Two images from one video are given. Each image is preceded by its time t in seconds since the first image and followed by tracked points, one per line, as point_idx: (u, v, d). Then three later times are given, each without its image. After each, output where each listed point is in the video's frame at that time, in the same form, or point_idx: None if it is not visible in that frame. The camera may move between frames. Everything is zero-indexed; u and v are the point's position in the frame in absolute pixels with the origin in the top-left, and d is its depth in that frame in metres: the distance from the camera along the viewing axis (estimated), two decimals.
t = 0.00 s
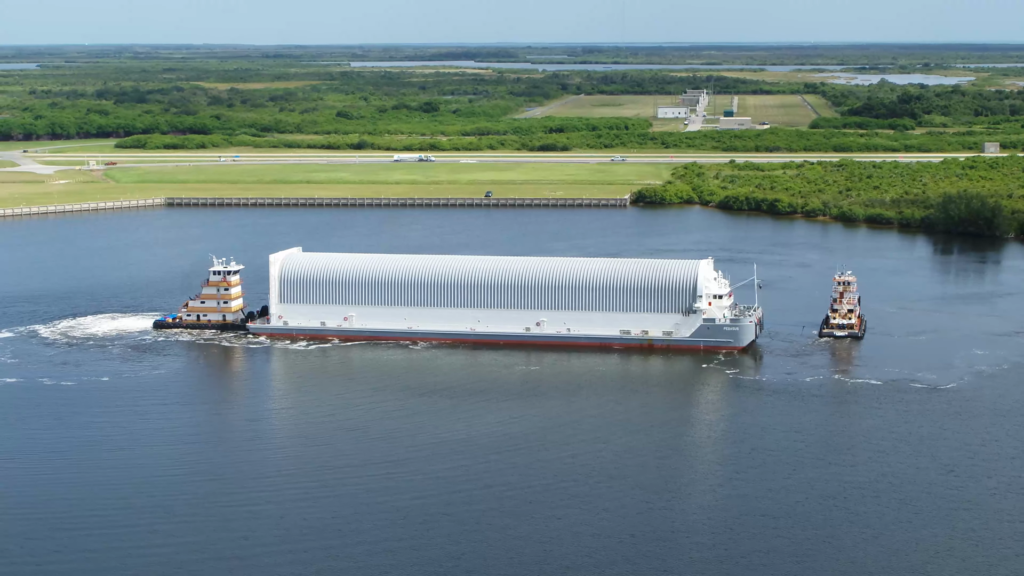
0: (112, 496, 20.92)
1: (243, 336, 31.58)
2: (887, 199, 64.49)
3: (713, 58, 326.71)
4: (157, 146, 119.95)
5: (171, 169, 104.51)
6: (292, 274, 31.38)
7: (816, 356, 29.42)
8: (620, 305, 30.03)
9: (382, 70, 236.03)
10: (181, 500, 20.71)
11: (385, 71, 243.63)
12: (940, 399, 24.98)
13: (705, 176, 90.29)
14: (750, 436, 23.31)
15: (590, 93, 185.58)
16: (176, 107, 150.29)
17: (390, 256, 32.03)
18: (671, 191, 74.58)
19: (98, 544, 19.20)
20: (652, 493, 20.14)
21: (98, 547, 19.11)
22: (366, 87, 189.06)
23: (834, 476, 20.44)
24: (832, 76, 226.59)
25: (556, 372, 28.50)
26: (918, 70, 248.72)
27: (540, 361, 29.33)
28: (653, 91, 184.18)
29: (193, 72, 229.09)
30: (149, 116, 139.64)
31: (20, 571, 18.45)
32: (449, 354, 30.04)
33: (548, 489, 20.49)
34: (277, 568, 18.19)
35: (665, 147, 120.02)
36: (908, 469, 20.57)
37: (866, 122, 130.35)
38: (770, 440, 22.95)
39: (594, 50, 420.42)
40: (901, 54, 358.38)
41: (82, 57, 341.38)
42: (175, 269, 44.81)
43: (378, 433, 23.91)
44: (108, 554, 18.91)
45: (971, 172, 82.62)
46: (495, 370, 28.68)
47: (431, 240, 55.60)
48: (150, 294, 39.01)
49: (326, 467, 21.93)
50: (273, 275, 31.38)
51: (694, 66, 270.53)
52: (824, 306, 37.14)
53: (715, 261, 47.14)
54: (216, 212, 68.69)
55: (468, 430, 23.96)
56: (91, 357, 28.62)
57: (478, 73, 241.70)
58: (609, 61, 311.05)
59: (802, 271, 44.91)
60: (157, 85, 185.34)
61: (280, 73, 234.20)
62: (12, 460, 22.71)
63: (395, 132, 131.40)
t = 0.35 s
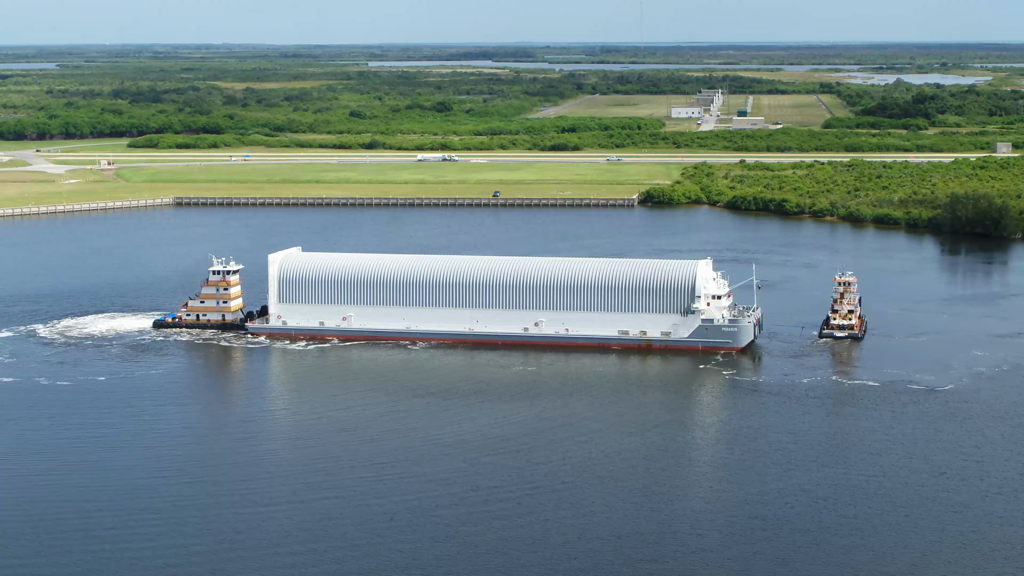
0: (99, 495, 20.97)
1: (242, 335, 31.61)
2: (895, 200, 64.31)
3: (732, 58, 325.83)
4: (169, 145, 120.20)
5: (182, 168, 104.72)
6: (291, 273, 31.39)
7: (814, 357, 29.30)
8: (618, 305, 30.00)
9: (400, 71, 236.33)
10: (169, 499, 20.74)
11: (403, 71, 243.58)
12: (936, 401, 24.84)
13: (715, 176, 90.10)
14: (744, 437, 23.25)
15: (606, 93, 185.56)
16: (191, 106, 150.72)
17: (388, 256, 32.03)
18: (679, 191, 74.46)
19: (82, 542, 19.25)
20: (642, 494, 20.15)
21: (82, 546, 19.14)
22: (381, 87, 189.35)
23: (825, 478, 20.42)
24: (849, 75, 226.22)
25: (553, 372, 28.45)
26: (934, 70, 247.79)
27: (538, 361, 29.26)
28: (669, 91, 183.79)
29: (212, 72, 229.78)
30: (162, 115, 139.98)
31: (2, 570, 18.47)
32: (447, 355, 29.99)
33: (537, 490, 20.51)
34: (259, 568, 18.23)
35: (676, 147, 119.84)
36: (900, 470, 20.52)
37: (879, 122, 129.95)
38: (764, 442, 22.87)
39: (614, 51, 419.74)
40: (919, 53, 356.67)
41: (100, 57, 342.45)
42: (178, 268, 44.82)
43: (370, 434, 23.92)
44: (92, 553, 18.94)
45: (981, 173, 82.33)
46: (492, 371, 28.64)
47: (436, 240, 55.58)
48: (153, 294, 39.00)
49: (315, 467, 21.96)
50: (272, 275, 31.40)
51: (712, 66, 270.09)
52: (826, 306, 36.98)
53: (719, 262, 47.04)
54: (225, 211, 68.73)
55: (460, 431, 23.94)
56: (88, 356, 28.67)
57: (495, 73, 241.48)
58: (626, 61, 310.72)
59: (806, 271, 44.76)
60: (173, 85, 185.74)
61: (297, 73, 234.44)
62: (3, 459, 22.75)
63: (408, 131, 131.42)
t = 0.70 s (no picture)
0: (87, 494, 20.97)
1: (242, 335, 31.61)
2: (904, 201, 64.14)
3: (749, 58, 324.85)
4: (181, 145, 120.38)
5: (194, 168, 104.89)
6: (290, 274, 31.39)
7: (814, 358, 29.17)
8: (617, 305, 29.92)
9: (417, 71, 236.31)
10: (157, 500, 20.74)
11: (420, 70, 243.49)
12: (935, 401, 24.73)
13: (725, 176, 89.89)
14: (739, 439, 23.16)
15: (622, 92, 185.25)
16: (205, 105, 151.01)
17: (388, 256, 31.99)
18: (688, 192, 74.31)
19: (69, 542, 19.25)
20: (632, 496, 20.15)
21: (69, 546, 19.15)
22: (397, 86, 189.44)
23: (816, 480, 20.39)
24: (866, 75, 225.28)
25: (551, 373, 28.37)
26: (952, 70, 246.58)
27: (537, 362, 29.20)
28: (685, 91, 183.37)
29: (230, 71, 230.12)
30: (176, 115, 140.27)
31: None
32: (446, 355, 29.94)
33: (527, 491, 20.51)
34: (244, 571, 18.24)
35: (688, 147, 119.59)
36: (893, 472, 20.46)
37: (893, 122, 129.47)
38: (759, 443, 22.80)
39: (632, 51, 419.46)
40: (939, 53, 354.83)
41: (119, 57, 343.71)
42: (183, 268, 44.85)
43: (362, 435, 23.89)
44: (78, 553, 18.95)
45: (992, 173, 82.00)
46: (490, 371, 28.58)
47: (443, 240, 55.54)
48: (156, 294, 39.03)
49: (305, 468, 21.95)
50: (271, 275, 31.39)
51: (728, 66, 269.35)
52: (829, 306, 36.82)
53: (724, 262, 46.88)
54: (234, 211, 68.79)
55: (455, 433, 23.91)
56: (86, 356, 28.70)
57: (512, 74, 241.23)
58: (643, 61, 310.02)
59: (812, 271, 44.61)
60: (190, 85, 186.12)
61: (314, 74, 234.79)
62: None
63: (420, 131, 131.39)
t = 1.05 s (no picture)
0: (76, 494, 20.95)
1: (241, 335, 31.58)
2: (912, 202, 63.88)
3: (767, 57, 323.72)
4: (194, 145, 120.56)
5: (206, 168, 105.01)
6: (289, 274, 31.35)
7: (814, 359, 29.03)
8: (616, 306, 29.81)
9: (435, 70, 236.21)
10: (145, 500, 20.72)
11: (438, 70, 243.50)
12: (932, 403, 24.61)
13: (736, 176, 89.60)
14: (734, 441, 23.06)
15: (638, 92, 184.84)
16: (220, 105, 151.28)
17: (387, 257, 31.91)
18: (697, 192, 74.10)
19: (56, 543, 19.26)
20: (622, 498, 20.17)
21: (56, 546, 19.16)
22: (413, 86, 189.42)
23: (808, 482, 20.42)
24: (884, 74, 224.23)
25: (548, 374, 28.28)
26: (971, 70, 245.20)
27: (535, 363, 29.13)
28: (700, 90, 182.90)
29: (248, 72, 230.53)
30: (190, 115, 140.51)
31: None
32: (445, 356, 29.89)
33: (516, 494, 20.53)
34: (229, 571, 18.26)
35: (701, 146, 119.29)
36: (884, 476, 20.46)
37: (908, 122, 128.93)
38: (754, 445, 22.72)
39: (650, 51, 418.62)
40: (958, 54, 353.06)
41: (138, 56, 345.25)
42: (187, 268, 44.86)
43: (356, 437, 23.83)
44: (63, 553, 18.95)
45: (1003, 173, 81.64)
46: (487, 372, 28.52)
47: (449, 240, 55.48)
48: (160, 293, 39.03)
49: (295, 469, 21.93)
50: (270, 275, 31.36)
51: (746, 66, 268.29)
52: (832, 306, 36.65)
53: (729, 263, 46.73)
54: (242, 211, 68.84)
55: (448, 434, 23.86)
56: (83, 356, 28.69)
57: (529, 72, 241.01)
58: (661, 60, 309.38)
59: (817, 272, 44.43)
60: (207, 85, 186.45)
61: (331, 72, 235.05)
62: None
63: (433, 131, 131.33)
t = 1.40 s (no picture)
0: (64, 495, 20.93)
1: (240, 336, 31.52)
2: (920, 202, 63.60)
3: (785, 57, 322.53)
4: (205, 144, 120.68)
5: (216, 168, 105.14)
6: (287, 274, 31.29)
7: (813, 360, 28.83)
8: (613, 307, 29.70)
9: (450, 70, 235.98)
10: (133, 502, 20.67)
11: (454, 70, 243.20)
12: (929, 405, 24.41)
13: (745, 176, 89.29)
14: (727, 444, 22.93)
15: (653, 91, 184.41)
16: (233, 104, 151.54)
17: (386, 257, 31.83)
18: (706, 191, 73.84)
19: (41, 543, 19.25)
20: (611, 501, 20.13)
21: (41, 546, 19.16)
22: (427, 85, 189.41)
23: (799, 486, 20.31)
24: (901, 74, 223.20)
25: (545, 374, 28.19)
26: (989, 69, 243.85)
27: (532, 363, 29.02)
28: (714, 90, 182.41)
29: (264, 72, 230.79)
30: (203, 114, 140.68)
31: None
32: (442, 356, 29.81)
33: (505, 497, 20.44)
34: (214, 572, 18.27)
35: (713, 146, 118.93)
36: (878, 479, 20.33)
37: (921, 122, 128.37)
38: (748, 448, 22.60)
39: (666, 51, 417.54)
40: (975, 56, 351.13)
41: (157, 56, 346.60)
42: (189, 267, 44.81)
43: (349, 438, 23.77)
44: (47, 554, 18.93)
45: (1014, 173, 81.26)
46: (484, 373, 28.41)
47: (454, 240, 55.39)
48: (161, 293, 39.00)
49: (285, 471, 21.85)
50: (268, 275, 31.30)
51: (762, 66, 267.25)
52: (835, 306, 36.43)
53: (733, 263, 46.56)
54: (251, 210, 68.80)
55: (441, 435, 23.80)
56: (80, 356, 28.66)
57: (545, 71, 240.76)
58: (678, 60, 308.58)
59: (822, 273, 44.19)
60: (222, 84, 186.83)
61: (347, 71, 235.29)
62: None
63: (445, 131, 131.27)
